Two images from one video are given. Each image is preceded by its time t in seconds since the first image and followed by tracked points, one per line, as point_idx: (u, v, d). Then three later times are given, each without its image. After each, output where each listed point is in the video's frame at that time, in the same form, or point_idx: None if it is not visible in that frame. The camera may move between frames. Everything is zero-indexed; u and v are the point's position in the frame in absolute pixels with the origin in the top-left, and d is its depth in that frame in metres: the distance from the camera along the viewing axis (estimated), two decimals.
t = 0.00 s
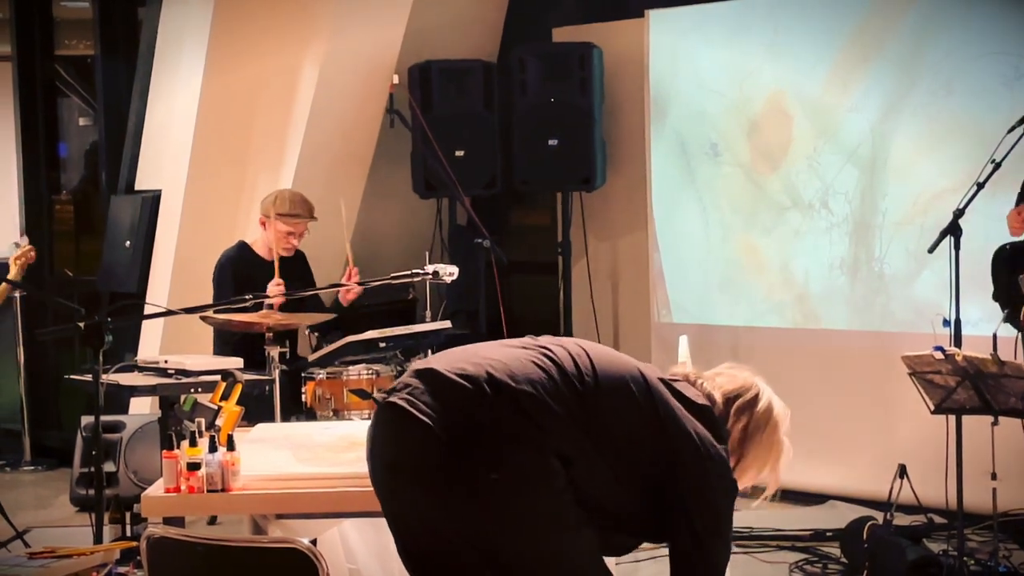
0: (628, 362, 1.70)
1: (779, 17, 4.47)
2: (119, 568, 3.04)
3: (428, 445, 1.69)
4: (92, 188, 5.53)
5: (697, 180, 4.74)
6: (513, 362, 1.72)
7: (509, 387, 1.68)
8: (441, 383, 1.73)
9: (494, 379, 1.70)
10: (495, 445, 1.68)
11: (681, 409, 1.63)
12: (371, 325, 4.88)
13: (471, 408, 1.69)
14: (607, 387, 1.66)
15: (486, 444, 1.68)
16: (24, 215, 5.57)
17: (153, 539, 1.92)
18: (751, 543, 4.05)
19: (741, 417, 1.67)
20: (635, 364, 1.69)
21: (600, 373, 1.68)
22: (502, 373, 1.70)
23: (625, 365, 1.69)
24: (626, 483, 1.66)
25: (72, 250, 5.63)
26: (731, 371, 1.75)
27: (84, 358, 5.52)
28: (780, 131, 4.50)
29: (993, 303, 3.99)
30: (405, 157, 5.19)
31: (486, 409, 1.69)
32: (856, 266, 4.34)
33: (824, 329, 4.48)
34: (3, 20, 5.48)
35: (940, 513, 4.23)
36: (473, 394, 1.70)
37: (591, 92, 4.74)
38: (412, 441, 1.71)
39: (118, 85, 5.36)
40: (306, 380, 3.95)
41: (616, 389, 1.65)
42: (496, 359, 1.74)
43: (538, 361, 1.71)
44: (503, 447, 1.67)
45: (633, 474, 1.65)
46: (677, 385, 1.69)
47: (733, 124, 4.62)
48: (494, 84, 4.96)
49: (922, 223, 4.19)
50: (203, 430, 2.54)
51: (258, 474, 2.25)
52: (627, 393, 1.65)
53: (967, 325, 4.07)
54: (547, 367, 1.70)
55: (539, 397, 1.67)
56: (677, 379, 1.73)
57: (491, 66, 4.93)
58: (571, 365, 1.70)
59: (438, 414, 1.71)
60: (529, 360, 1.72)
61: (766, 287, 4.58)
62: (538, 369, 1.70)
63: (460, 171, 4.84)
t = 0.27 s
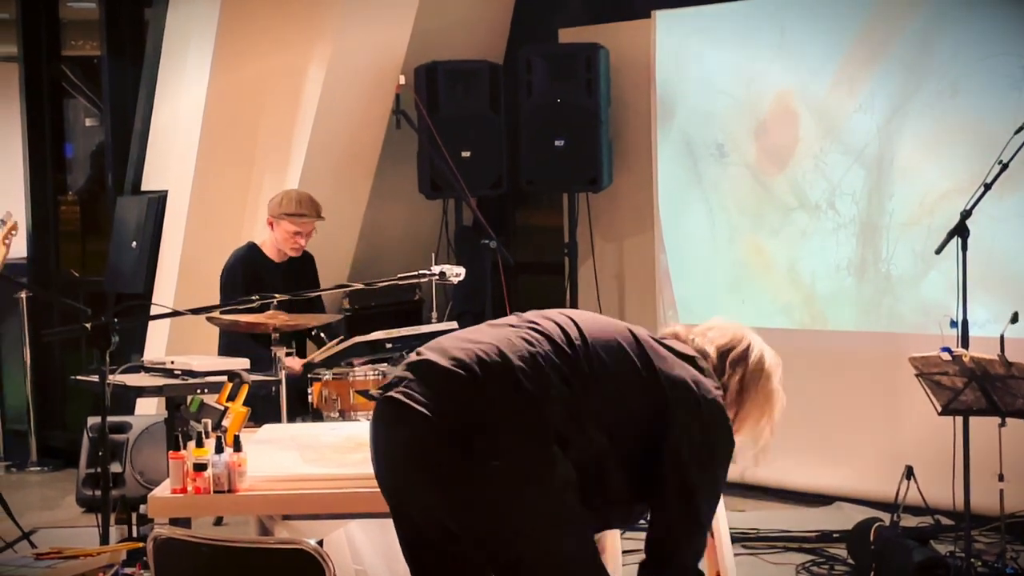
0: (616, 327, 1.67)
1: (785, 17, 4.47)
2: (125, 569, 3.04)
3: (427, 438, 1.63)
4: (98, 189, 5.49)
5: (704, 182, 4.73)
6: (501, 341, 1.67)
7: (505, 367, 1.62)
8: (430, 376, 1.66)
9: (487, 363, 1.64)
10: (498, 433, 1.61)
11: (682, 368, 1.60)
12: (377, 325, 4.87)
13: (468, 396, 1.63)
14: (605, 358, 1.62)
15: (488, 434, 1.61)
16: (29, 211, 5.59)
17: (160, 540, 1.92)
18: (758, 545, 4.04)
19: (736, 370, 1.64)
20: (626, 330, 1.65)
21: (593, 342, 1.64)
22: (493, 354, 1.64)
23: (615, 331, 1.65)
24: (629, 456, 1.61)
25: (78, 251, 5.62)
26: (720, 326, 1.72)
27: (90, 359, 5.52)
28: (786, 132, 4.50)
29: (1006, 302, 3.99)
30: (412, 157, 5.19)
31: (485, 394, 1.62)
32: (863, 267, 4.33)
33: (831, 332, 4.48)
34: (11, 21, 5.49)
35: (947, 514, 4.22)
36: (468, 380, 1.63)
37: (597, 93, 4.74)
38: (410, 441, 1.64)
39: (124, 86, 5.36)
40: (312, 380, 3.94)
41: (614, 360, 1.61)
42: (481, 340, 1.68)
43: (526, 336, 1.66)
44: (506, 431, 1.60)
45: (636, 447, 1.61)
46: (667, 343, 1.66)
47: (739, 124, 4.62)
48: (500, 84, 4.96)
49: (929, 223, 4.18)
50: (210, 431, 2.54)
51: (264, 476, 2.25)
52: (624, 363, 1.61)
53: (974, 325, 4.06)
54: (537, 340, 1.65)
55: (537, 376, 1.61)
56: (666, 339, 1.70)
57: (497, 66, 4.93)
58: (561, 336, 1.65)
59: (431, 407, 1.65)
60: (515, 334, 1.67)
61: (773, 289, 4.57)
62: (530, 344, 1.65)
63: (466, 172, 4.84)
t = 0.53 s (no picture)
0: (604, 280, 1.60)
1: (795, 18, 4.46)
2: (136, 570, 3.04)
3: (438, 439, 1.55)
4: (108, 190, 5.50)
5: (715, 182, 4.73)
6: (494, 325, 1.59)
7: (503, 349, 1.55)
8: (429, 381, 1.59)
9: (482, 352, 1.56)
10: (504, 425, 1.52)
11: (679, 311, 1.54)
12: (387, 326, 4.87)
13: (467, 388, 1.55)
14: (601, 315, 1.55)
15: (492, 426, 1.53)
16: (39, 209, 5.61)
17: (171, 541, 1.91)
18: (769, 546, 4.03)
19: (740, 303, 1.65)
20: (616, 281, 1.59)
21: (586, 299, 1.57)
22: (488, 341, 1.57)
23: (604, 285, 1.59)
24: (642, 416, 1.55)
25: (89, 252, 5.62)
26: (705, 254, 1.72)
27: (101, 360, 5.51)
28: (797, 132, 4.49)
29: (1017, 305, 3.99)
30: (422, 158, 5.18)
31: (487, 380, 1.54)
32: (875, 268, 4.34)
33: (842, 332, 4.49)
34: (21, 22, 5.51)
35: (958, 516, 4.21)
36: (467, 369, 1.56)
37: (608, 94, 4.74)
38: (424, 450, 1.56)
39: (136, 87, 5.36)
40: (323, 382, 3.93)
41: (610, 317, 1.54)
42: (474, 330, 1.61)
43: (517, 312, 1.59)
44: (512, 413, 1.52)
45: (647, 402, 1.54)
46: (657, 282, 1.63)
47: (750, 125, 4.61)
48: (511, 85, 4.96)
49: (941, 225, 4.18)
50: (221, 432, 2.54)
51: (275, 477, 2.25)
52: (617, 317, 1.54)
53: (985, 327, 4.06)
54: (528, 312, 1.58)
55: (534, 351, 1.53)
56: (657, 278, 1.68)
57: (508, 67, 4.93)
58: (551, 304, 1.58)
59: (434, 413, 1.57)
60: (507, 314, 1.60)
61: (784, 289, 4.58)
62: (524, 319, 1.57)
63: (477, 173, 4.85)
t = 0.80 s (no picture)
0: (597, 250, 1.66)
1: (812, 18, 4.46)
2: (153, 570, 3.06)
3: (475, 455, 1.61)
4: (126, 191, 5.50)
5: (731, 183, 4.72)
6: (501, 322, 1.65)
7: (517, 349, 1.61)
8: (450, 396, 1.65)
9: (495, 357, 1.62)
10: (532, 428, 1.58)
11: (677, 269, 1.59)
12: (403, 327, 4.88)
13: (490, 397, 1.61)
14: (602, 289, 1.60)
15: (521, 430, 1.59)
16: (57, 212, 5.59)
17: (189, 541, 1.92)
18: (785, 547, 4.03)
19: (740, 250, 1.72)
20: (609, 250, 1.64)
21: (584, 274, 1.62)
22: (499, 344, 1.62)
23: (598, 256, 1.64)
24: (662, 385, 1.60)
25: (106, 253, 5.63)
26: (692, 201, 1.77)
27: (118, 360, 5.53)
28: (813, 133, 4.49)
29: None
30: (438, 158, 5.19)
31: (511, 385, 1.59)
32: (891, 269, 4.34)
33: (857, 334, 4.48)
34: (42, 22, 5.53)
35: (975, 518, 4.20)
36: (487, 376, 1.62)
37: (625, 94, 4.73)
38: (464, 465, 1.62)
39: (152, 88, 5.38)
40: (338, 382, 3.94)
41: (612, 289, 1.59)
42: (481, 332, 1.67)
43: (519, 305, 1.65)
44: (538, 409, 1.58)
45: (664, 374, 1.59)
46: (653, 240, 1.68)
47: (766, 126, 4.61)
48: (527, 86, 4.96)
49: (956, 226, 4.19)
50: (238, 431, 2.55)
51: (292, 477, 2.26)
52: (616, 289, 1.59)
53: (1002, 328, 4.05)
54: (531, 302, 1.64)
55: (545, 345, 1.59)
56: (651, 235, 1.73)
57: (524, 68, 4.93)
58: (549, 287, 1.63)
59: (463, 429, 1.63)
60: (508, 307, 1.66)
61: (801, 290, 4.59)
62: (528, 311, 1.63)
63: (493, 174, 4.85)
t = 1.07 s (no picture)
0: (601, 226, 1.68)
1: (834, 18, 4.45)
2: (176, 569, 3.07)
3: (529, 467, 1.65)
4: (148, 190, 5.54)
5: (752, 184, 4.72)
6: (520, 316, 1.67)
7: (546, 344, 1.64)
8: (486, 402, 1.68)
9: (523, 356, 1.65)
10: (575, 421, 1.62)
11: (689, 237, 1.62)
12: (424, 327, 4.88)
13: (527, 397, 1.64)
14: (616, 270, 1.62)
15: (564, 425, 1.63)
16: (80, 212, 5.61)
17: (213, 540, 1.93)
18: (807, 548, 4.02)
19: (733, 200, 1.77)
20: (613, 226, 1.66)
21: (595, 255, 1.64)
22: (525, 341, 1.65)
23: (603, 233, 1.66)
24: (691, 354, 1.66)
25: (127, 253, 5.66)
26: (674, 150, 1.80)
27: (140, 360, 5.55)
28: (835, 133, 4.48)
29: None
30: (459, 158, 5.19)
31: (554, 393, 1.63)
32: (914, 269, 4.34)
33: (878, 334, 4.47)
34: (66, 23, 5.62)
35: (998, 519, 4.19)
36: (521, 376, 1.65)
37: (645, 95, 4.75)
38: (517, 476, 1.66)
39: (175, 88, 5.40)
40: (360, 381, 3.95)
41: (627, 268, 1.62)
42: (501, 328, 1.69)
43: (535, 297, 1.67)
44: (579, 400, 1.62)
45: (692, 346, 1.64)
46: (653, 204, 1.70)
47: (787, 126, 4.60)
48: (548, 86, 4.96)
49: (981, 226, 4.18)
50: (261, 431, 2.56)
51: (315, 476, 2.27)
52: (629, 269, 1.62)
53: None
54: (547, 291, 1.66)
55: (574, 338, 1.62)
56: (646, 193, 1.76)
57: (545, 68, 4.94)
58: (562, 274, 1.66)
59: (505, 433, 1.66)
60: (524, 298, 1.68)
61: (824, 291, 4.59)
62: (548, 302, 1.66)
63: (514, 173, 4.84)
